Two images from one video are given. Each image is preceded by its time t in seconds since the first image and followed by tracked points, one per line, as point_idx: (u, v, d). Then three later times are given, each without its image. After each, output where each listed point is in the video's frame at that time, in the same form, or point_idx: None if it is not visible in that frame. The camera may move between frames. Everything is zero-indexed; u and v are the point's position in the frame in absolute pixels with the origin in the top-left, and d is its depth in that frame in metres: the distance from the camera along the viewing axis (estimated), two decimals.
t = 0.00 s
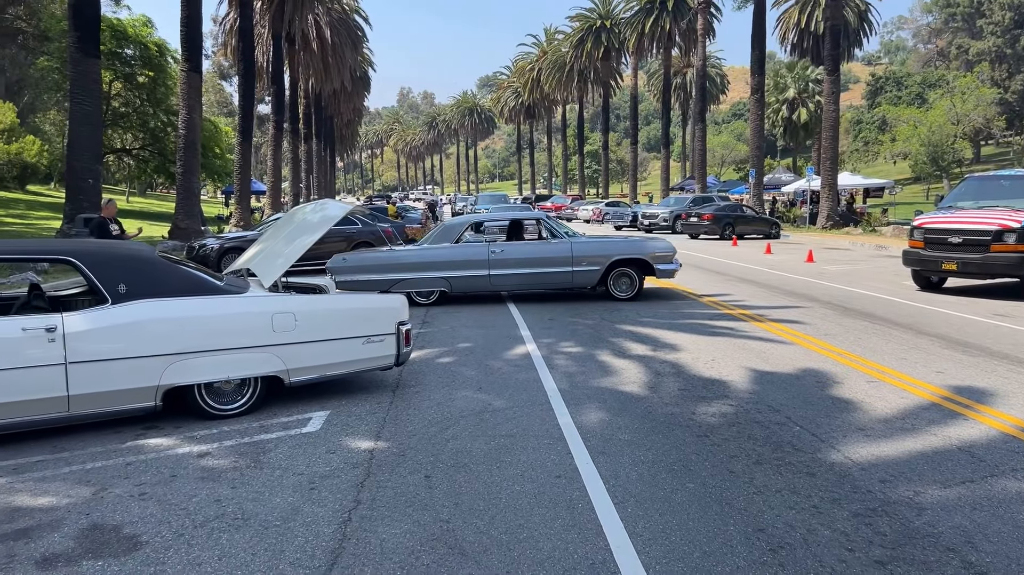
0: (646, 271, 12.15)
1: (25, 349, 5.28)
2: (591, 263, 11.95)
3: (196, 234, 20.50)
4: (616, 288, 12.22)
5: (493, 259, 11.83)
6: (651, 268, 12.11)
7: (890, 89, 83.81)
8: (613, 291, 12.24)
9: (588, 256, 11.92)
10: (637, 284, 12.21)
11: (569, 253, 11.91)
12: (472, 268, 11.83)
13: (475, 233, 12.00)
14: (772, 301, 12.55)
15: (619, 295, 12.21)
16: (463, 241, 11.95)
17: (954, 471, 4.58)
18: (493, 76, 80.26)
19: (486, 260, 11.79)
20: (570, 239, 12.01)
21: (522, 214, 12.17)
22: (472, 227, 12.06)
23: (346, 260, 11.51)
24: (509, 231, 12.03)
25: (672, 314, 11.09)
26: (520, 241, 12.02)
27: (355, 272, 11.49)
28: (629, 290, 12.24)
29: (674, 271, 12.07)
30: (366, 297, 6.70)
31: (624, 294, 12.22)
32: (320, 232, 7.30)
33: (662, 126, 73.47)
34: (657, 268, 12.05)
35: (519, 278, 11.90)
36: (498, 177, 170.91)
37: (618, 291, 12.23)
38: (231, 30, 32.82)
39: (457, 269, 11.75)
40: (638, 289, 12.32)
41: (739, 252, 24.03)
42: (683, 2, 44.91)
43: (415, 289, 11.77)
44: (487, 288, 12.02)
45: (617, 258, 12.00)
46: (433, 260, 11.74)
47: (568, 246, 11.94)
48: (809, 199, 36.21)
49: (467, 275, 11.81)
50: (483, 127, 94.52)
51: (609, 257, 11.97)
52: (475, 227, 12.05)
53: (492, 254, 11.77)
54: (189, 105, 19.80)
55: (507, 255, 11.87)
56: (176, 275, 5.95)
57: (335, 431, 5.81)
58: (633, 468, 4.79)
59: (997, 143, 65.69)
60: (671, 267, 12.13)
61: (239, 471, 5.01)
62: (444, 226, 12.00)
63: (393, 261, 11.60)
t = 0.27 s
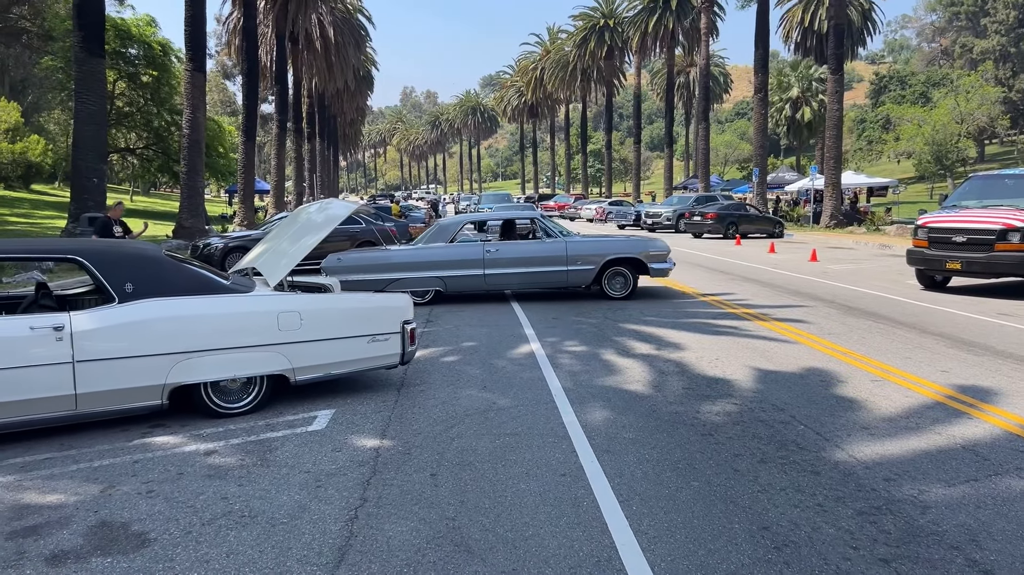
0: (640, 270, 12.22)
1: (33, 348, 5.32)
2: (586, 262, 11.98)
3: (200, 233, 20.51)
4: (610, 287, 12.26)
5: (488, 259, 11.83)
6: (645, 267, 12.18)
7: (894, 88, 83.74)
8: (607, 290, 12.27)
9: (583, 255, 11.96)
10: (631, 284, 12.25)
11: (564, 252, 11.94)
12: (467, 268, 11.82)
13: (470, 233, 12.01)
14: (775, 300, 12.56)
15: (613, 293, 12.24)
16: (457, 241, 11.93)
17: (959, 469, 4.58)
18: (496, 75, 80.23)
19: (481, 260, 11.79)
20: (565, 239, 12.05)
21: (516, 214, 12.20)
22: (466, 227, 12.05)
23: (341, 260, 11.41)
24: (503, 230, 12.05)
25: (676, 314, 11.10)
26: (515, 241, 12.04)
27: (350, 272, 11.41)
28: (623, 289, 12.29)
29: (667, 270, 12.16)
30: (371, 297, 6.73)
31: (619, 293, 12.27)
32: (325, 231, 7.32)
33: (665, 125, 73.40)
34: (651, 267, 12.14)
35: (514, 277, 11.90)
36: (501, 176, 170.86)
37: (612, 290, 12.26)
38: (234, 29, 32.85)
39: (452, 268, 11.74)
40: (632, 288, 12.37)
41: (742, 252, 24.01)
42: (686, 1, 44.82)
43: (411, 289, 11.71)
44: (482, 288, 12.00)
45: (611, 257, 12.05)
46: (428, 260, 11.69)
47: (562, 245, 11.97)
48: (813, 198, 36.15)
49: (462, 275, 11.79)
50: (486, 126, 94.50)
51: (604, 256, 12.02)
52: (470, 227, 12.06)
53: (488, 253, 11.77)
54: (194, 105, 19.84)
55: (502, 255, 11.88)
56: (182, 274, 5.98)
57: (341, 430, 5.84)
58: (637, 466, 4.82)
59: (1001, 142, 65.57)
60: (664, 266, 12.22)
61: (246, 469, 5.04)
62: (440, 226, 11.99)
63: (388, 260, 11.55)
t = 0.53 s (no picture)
0: (635, 268, 12.25)
1: (39, 346, 5.34)
2: (580, 260, 12.03)
3: (204, 232, 20.56)
4: (605, 285, 12.28)
5: (483, 257, 11.84)
6: (639, 265, 12.21)
7: (898, 86, 83.58)
8: (601, 287, 12.31)
9: (578, 253, 11.98)
10: (626, 282, 12.26)
11: (559, 251, 11.95)
12: (462, 266, 11.83)
13: (465, 231, 11.95)
14: (778, 298, 12.56)
15: (607, 291, 12.28)
16: (452, 239, 11.90)
17: (962, 467, 4.59)
18: (499, 73, 80.22)
19: (476, 259, 11.80)
20: (560, 237, 12.04)
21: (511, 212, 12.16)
22: (461, 225, 11.99)
23: (336, 259, 11.37)
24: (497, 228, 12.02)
25: (679, 311, 11.10)
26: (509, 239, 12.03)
27: (345, 271, 11.38)
28: (617, 287, 12.31)
29: (661, 268, 12.20)
30: (373, 296, 6.74)
31: (613, 292, 12.30)
32: (329, 230, 7.35)
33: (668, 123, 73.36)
34: (645, 265, 12.17)
35: (509, 275, 11.93)
36: (504, 174, 170.86)
37: (606, 287, 12.29)
38: (237, 28, 32.90)
39: (448, 267, 11.74)
40: (626, 285, 12.40)
41: (745, 249, 24.00)
42: None
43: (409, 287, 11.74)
44: (477, 286, 12.03)
45: (606, 255, 12.07)
46: (423, 259, 11.68)
47: (558, 243, 11.98)
48: (816, 196, 36.12)
49: (458, 273, 11.81)
50: (489, 124, 94.53)
51: (598, 254, 12.04)
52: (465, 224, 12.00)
53: (483, 251, 11.77)
54: (197, 104, 19.87)
55: (497, 253, 11.88)
56: (187, 273, 6.01)
57: (345, 428, 5.86)
58: (641, 464, 4.82)
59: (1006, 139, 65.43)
60: (658, 263, 12.25)
61: (251, 466, 5.06)
62: (435, 224, 11.93)
63: (384, 259, 11.50)
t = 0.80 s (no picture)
0: (630, 267, 12.29)
1: (45, 346, 5.37)
2: (576, 260, 12.05)
3: (207, 232, 20.60)
4: (600, 284, 12.31)
5: (478, 257, 11.84)
6: (634, 265, 12.25)
7: (902, 84, 83.44)
8: (597, 287, 12.34)
9: (573, 253, 12.01)
10: (621, 281, 12.31)
11: (554, 251, 11.98)
12: (458, 266, 11.83)
13: (460, 231, 11.93)
14: (781, 297, 12.55)
15: (602, 291, 12.32)
16: (448, 239, 11.87)
17: (964, 466, 4.60)
18: (502, 73, 80.22)
19: (472, 259, 11.80)
20: (555, 237, 12.06)
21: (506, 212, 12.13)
22: (456, 224, 11.93)
23: (331, 259, 11.32)
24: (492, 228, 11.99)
25: (682, 311, 11.11)
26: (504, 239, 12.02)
27: (341, 271, 11.35)
28: (613, 287, 12.35)
29: (657, 268, 12.24)
30: (376, 295, 6.76)
31: (609, 291, 12.34)
32: (332, 230, 7.36)
33: (671, 122, 73.32)
34: (641, 265, 12.21)
35: (505, 275, 11.94)
36: (506, 173, 170.89)
37: (602, 287, 12.33)
38: (241, 28, 32.95)
39: (443, 267, 11.74)
40: (622, 285, 12.43)
41: (749, 249, 23.98)
42: None
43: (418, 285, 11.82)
44: (473, 285, 12.05)
45: (601, 255, 12.10)
46: (419, 259, 11.66)
47: (553, 243, 12.00)
48: (819, 195, 36.08)
49: (453, 273, 11.81)
50: (492, 123, 94.53)
51: (594, 254, 12.07)
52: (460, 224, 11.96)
53: (479, 251, 11.77)
54: (201, 104, 19.91)
55: (493, 253, 11.88)
56: (191, 273, 6.03)
57: (349, 427, 5.89)
58: (644, 463, 4.84)
59: (1010, 137, 65.30)
60: (654, 263, 12.28)
61: (255, 466, 5.09)
62: (430, 224, 11.90)
63: (381, 259, 11.47)
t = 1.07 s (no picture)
0: (625, 268, 12.29)
1: (50, 346, 5.41)
2: (572, 261, 12.09)
3: (210, 233, 20.65)
4: (595, 285, 12.34)
5: (474, 258, 11.85)
6: (629, 265, 12.29)
7: (904, 85, 83.44)
8: (592, 287, 12.37)
9: (569, 254, 12.04)
10: (616, 282, 12.34)
11: (550, 252, 12.01)
12: (454, 267, 11.83)
13: (456, 232, 11.98)
14: (783, 298, 12.58)
15: (597, 291, 12.35)
16: (444, 240, 11.88)
17: (964, 466, 4.62)
18: (504, 74, 80.29)
19: (468, 259, 11.81)
20: (551, 238, 12.10)
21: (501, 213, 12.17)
22: (452, 226, 11.97)
23: (327, 259, 11.29)
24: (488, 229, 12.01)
25: (683, 312, 11.13)
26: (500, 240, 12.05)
27: (337, 272, 11.33)
28: (608, 287, 12.39)
29: (652, 269, 12.29)
30: (378, 296, 6.79)
31: (604, 292, 12.37)
32: (336, 230, 7.41)
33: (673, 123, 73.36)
34: (636, 266, 12.24)
35: (500, 276, 11.95)
36: (508, 174, 170.99)
37: (598, 288, 12.36)
38: (244, 29, 33.04)
39: (440, 268, 11.74)
40: (617, 286, 12.48)
41: (750, 250, 23.99)
42: None
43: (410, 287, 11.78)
44: (469, 287, 12.05)
45: (596, 256, 12.14)
46: (415, 260, 11.65)
47: (549, 244, 12.03)
48: (821, 196, 36.07)
49: (449, 274, 11.81)
50: (494, 125, 94.60)
51: (589, 255, 12.11)
52: (455, 225, 11.99)
53: (475, 252, 11.79)
54: (204, 105, 19.97)
55: (489, 254, 11.90)
56: (196, 274, 6.08)
57: (351, 427, 5.92)
58: (645, 463, 4.87)
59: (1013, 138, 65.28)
60: (649, 264, 12.32)
61: (258, 465, 5.12)
62: (426, 226, 11.94)
63: (377, 260, 11.47)
